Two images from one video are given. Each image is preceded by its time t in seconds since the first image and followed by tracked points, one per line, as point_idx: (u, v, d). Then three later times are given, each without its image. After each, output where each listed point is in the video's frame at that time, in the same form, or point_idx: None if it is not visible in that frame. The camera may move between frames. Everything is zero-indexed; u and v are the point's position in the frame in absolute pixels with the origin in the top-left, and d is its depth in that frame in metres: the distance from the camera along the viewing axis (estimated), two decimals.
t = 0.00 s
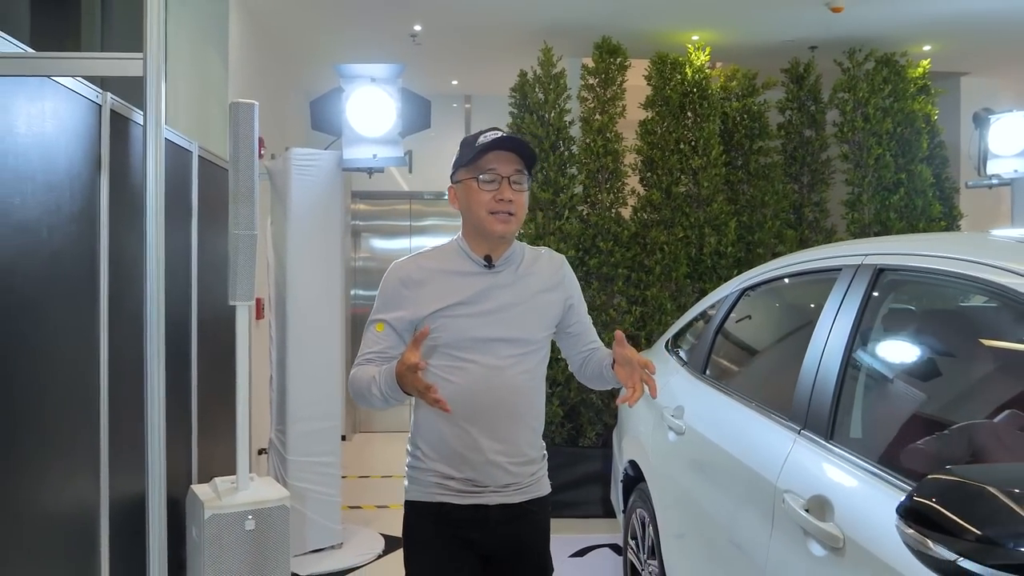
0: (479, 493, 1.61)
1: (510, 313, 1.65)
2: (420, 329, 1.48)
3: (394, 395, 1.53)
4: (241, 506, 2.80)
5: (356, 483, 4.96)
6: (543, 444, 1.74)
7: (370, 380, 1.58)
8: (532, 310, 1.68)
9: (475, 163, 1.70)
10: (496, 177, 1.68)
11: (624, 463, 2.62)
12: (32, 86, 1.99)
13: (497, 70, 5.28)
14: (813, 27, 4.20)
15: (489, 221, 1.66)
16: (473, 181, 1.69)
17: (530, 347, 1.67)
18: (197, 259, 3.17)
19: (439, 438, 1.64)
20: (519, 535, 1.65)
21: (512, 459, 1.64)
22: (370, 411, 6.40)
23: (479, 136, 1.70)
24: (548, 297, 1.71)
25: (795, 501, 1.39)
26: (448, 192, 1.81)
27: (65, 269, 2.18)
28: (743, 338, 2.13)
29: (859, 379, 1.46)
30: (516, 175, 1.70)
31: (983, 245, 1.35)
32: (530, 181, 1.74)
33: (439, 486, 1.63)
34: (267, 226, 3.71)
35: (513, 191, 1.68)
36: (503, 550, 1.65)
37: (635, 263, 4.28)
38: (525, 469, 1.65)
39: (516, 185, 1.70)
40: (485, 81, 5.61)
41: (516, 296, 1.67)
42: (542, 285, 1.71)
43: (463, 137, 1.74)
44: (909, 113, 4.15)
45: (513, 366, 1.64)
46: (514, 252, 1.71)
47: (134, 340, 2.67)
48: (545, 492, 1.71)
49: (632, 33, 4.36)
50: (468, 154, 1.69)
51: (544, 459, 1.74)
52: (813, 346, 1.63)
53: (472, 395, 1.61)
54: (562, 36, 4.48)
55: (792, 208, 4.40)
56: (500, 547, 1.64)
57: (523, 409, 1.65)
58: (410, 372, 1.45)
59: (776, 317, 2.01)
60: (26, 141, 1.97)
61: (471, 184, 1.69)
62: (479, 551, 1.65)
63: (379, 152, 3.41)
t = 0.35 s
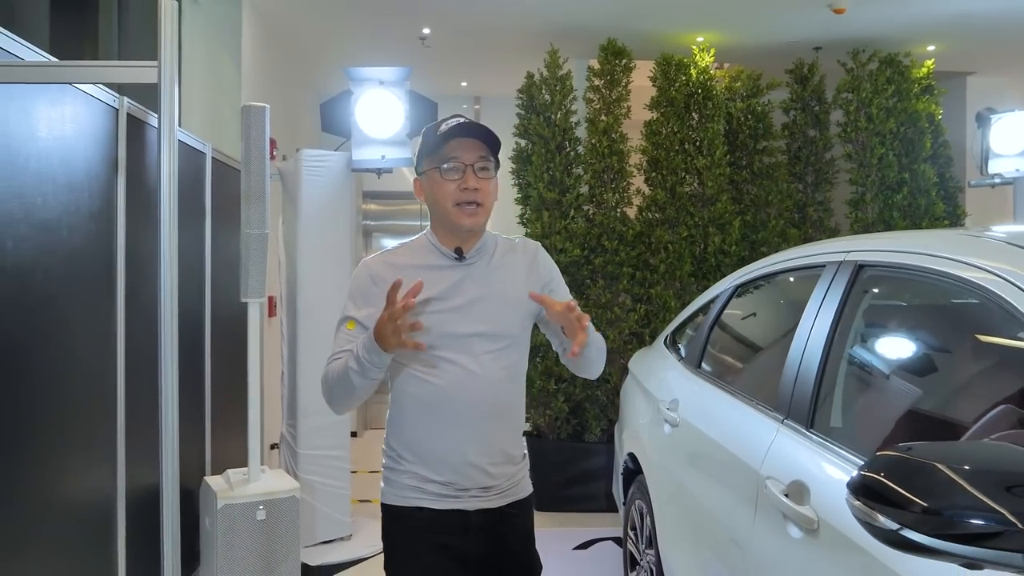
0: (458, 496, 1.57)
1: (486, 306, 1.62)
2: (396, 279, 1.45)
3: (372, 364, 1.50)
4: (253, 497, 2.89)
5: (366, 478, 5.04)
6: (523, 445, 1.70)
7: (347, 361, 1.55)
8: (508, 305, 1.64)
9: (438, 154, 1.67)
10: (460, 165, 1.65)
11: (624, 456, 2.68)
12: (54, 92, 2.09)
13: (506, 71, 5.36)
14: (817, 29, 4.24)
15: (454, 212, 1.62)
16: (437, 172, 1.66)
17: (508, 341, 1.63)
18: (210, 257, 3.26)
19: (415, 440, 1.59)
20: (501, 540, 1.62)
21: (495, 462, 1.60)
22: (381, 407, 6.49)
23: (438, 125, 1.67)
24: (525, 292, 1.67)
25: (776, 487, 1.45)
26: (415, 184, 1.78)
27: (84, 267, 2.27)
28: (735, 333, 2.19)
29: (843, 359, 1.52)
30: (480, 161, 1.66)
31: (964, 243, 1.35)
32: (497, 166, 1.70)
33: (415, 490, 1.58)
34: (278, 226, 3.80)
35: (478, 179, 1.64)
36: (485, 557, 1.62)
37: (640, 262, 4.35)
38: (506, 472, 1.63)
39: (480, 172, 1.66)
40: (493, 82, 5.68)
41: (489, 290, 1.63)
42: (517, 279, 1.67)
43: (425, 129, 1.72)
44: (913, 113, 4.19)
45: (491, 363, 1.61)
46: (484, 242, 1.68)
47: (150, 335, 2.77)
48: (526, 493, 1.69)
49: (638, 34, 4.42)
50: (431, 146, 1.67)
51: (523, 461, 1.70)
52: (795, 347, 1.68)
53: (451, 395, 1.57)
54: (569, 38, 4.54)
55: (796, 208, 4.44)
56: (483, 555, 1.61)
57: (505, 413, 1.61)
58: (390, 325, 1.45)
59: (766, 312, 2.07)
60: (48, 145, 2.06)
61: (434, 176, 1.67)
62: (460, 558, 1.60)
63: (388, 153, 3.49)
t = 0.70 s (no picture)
0: (436, 498, 1.56)
1: (467, 310, 1.60)
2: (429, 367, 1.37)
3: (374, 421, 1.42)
4: (267, 491, 2.98)
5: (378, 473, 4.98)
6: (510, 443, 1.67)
7: (349, 402, 1.46)
8: (486, 306, 1.61)
9: (416, 156, 1.65)
10: (438, 167, 1.63)
11: (628, 451, 2.73)
12: (77, 100, 2.18)
13: (516, 74, 5.43)
14: (823, 32, 4.28)
15: (430, 213, 1.60)
16: (415, 173, 1.65)
17: (491, 343, 1.62)
18: (226, 258, 3.35)
19: (394, 445, 1.58)
20: (485, 539, 1.60)
21: (475, 461, 1.57)
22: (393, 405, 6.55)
23: (414, 126, 1.66)
24: (505, 290, 1.64)
25: (763, 477, 1.52)
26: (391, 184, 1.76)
27: (105, 268, 2.37)
28: (732, 332, 2.25)
29: (831, 348, 1.59)
30: (458, 164, 1.65)
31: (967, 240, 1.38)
32: (477, 168, 1.69)
33: (395, 494, 1.57)
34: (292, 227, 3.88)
35: (456, 181, 1.63)
36: (471, 555, 1.60)
37: (647, 262, 4.40)
38: (489, 471, 1.59)
39: (460, 174, 1.65)
40: (503, 85, 5.76)
41: (467, 293, 1.60)
42: (497, 279, 1.64)
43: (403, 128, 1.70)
44: (918, 114, 4.22)
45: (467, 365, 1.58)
46: (464, 243, 1.65)
47: (169, 333, 2.86)
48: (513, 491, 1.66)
49: (645, 38, 4.47)
50: (407, 147, 1.65)
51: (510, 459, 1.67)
52: (789, 331, 1.76)
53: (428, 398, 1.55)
54: (577, 41, 4.60)
55: (802, 208, 4.48)
56: (466, 554, 1.59)
57: (484, 412, 1.58)
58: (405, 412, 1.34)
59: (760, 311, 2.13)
60: (71, 151, 2.15)
61: (412, 176, 1.65)
62: (444, 558, 1.59)
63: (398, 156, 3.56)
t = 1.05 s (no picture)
0: (437, 497, 1.61)
1: (469, 311, 1.65)
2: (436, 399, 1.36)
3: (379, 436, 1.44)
4: (283, 484, 3.06)
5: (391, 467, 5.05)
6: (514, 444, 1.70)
7: (357, 414, 1.49)
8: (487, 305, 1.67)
9: (422, 157, 1.69)
10: (442, 168, 1.66)
11: (634, 447, 2.79)
12: (103, 107, 2.27)
13: (527, 77, 5.49)
14: (831, 34, 4.32)
15: (436, 214, 1.65)
16: (421, 175, 1.68)
17: (496, 344, 1.67)
18: (244, 259, 3.45)
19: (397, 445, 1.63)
20: (485, 536, 1.64)
21: (475, 462, 1.61)
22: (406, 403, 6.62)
23: (419, 128, 1.69)
24: (507, 291, 1.69)
25: (759, 468, 1.58)
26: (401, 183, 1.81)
27: (130, 268, 2.46)
28: (734, 330, 2.31)
29: (826, 345, 1.67)
30: (464, 163, 1.68)
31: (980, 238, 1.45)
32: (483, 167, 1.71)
33: (400, 493, 1.64)
34: (307, 228, 3.98)
35: (462, 181, 1.66)
36: (472, 552, 1.65)
37: (655, 262, 4.46)
38: (488, 471, 1.63)
39: (465, 174, 1.68)
40: (515, 87, 5.83)
41: (469, 292, 1.66)
42: (500, 280, 1.69)
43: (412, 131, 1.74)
44: (925, 116, 4.26)
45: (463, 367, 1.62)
46: (472, 243, 1.70)
47: (190, 332, 2.96)
48: (518, 490, 1.69)
49: (654, 40, 4.51)
50: (414, 148, 1.69)
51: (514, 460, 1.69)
52: (785, 332, 1.84)
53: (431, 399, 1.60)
54: (587, 45, 4.66)
55: (809, 209, 4.52)
56: (466, 551, 1.64)
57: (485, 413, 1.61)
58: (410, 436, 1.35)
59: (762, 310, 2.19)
60: (99, 156, 2.24)
61: (419, 177, 1.68)
62: (447, 556, 1.64)
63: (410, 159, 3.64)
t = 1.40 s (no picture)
0: (451, 501, 1.58)
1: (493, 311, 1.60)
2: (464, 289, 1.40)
3: (403, 358, 1.45)
4: (299, 477, 3.14)
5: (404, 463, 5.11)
6: (535, 452, 1.66)
7: (377, 353, 1.51)
8: (510, 309, 1.61)
9: (466, 150, 1.68)
10: (484, 161, 1.65)
11: (641, 441, 2.86)
12: (129, 113, 2.36)
13: (537, 80, 5.57)
14: (837, 37, 4.38)
15: (474, 207, 1.63)
16: (462, 167, 1.67)
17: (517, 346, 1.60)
18: (261, 258, 3.53)
19: (416, 446, 1.62)
20: (500, 543, 1.60)
21: (489, 467, 1.58)
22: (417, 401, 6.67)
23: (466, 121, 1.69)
24: (530, 296, 1.63)
25: (755, 459, 1.66)
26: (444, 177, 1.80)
27: (154, 267, 2.55)
28: (737, 327, 2.37)
29: (822, 340, 1.74)
30: (507, 157, 1.66)
31: (989, 239, 1.49)
32: (526, 167, 1.69)
33: (418, 495, 1.62)
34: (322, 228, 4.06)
35: (503, 175, 1.64)
36: (486, 558, 1.61)
37: (663, 262, 4.52)
38: (504, 478, 1.59)
39: (506, 168, 1.66)
40: (525, 90, 5.91)
41: (492, 292, 1.62)
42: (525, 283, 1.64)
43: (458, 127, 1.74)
44: (930, 117, 4.32)
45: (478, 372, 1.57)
46: (507, 240, 1.67)
47: (210, 329, 3.05)
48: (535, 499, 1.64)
49: (662, 43, 4.57)
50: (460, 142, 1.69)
51: (533, 467, 1.65)
52: (784, 329, 1.92)
53: (449, 398, 1.57)
54: (596, 48, 4.73)
55: (816, 210, 4.57)
56: (480, 557, 1.60)
57: (502, 413, 1.58)
58: (433, 329, 1.40)
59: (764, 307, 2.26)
60: (125, 159, 2.34)
61: (460, 168, 1.66)
62: (462, 560, 1.61)
63: (423, 161, 3.73)
